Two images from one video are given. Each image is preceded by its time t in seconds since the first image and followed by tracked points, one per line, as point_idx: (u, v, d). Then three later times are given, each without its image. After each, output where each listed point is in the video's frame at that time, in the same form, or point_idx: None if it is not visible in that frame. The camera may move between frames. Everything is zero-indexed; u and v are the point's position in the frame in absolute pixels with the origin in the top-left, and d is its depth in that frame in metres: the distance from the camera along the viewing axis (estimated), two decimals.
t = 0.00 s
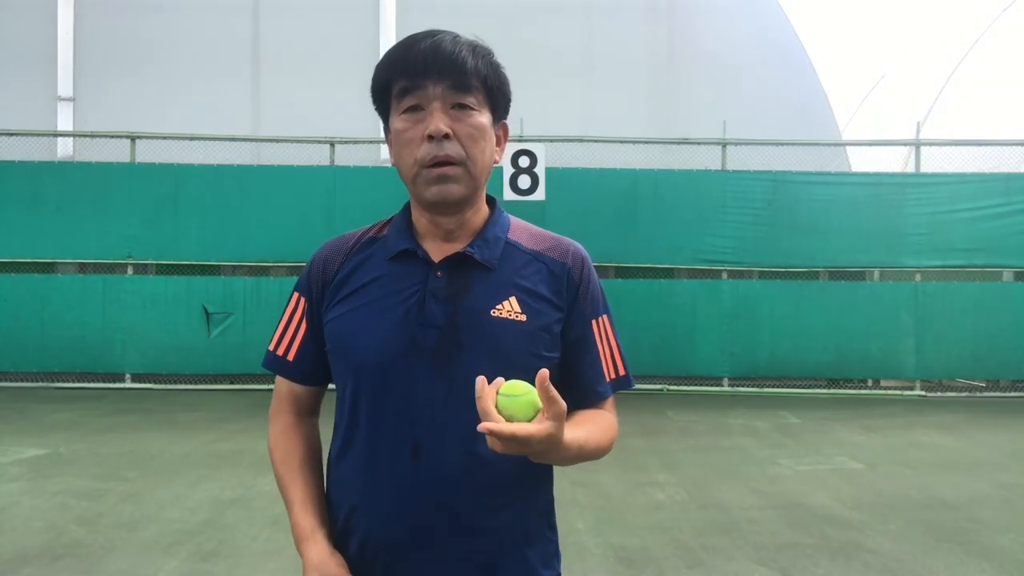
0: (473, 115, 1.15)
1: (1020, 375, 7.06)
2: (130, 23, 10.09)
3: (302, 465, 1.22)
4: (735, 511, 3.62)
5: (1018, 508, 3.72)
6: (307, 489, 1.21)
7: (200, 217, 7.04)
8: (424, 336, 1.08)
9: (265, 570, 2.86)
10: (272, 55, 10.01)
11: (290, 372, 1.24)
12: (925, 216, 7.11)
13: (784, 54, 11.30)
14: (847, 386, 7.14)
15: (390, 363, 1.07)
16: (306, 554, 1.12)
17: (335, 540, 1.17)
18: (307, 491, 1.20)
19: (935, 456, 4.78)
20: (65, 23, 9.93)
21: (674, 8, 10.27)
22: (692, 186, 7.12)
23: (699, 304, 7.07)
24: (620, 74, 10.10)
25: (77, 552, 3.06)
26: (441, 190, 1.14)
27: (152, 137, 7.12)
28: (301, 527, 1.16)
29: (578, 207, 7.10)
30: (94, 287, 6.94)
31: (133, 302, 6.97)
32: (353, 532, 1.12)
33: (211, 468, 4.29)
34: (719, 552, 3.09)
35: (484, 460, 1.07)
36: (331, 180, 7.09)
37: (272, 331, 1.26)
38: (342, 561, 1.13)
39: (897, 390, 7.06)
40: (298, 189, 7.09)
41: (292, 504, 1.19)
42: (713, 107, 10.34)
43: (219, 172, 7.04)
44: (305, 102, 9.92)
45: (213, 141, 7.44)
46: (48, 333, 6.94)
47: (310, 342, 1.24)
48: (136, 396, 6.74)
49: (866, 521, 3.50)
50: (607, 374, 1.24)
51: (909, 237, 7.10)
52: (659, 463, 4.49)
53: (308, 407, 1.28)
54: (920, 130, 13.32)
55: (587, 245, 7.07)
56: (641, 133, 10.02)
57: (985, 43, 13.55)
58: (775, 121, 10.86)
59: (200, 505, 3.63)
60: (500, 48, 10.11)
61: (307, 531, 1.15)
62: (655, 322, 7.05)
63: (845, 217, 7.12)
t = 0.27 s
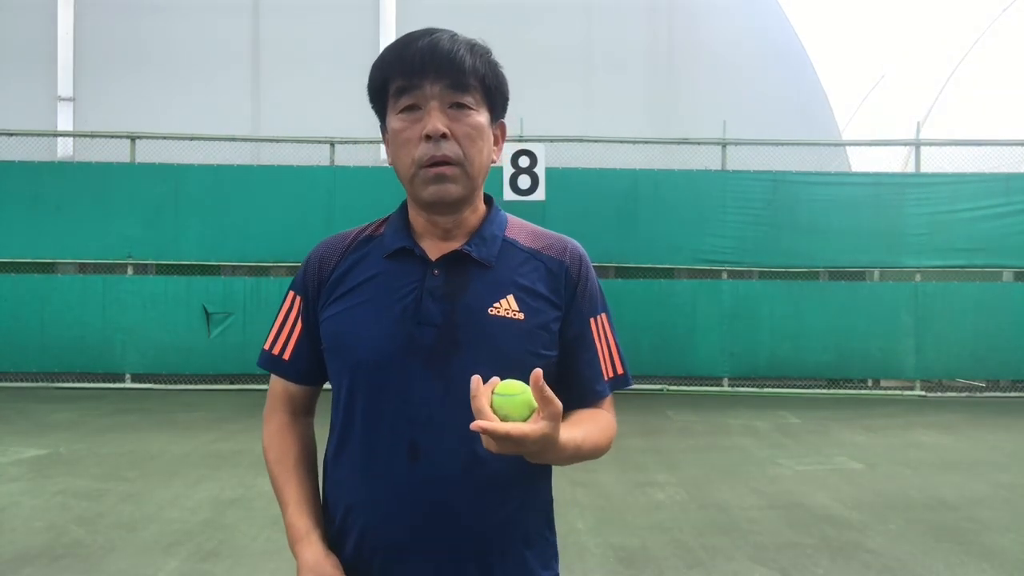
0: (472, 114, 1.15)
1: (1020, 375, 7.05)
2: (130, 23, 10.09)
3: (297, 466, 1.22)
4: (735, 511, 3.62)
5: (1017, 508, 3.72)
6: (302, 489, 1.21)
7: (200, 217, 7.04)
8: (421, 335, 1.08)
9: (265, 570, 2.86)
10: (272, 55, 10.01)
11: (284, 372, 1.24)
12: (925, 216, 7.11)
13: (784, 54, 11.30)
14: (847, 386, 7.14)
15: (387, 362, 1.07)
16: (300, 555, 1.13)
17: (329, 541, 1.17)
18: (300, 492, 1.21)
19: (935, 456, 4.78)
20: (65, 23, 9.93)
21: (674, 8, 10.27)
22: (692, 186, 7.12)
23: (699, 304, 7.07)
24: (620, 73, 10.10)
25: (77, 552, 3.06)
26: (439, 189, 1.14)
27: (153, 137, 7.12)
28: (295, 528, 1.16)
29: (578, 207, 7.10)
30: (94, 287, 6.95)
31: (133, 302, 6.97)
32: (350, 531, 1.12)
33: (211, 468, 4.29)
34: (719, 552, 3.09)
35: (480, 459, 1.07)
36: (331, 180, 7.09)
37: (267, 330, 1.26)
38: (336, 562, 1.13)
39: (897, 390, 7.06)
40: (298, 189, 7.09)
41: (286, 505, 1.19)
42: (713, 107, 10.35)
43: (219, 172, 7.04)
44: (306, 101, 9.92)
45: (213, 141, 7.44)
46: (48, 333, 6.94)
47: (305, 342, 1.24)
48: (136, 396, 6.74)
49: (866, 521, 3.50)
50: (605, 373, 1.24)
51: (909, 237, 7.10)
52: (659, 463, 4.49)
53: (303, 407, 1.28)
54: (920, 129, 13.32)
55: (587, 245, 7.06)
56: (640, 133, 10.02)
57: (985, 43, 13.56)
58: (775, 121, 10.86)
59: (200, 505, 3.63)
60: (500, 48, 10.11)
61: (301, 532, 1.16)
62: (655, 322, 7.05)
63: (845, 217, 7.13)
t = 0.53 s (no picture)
0: (474, 115, 1.15)
1: (1020, 375, 7.05)
2: (129, 23, 10.09)
3: (295, 471, 1.22)
4: (735, 511, 3.63)
5: (1017, 508, 3.72)
6: (299, 494, 1.21)
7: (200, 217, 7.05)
8: (416, 336, 1.08)
9: (265, 570, 2.86)
10: (272, 54, 10.01)
11: (282, 375, 1.24)
12: (925, 216, 7.11)
13: (785, 54, 11.30)
14: (848, 386, 7.14)
15: (383, 363, 1.07)
16: (296, 561, 1.13)
17: (326, 546, 1.17)
18: (298, 497, 1.21)
19: (935, 456, 4.78)
20: (65, 23, 9.93)
21: (674, 7, 10.27)
22: (692, 186, 7.13)
23: (699, 304, 7.07)
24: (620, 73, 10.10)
25: (77, 551, 3.06)
26: (437, 190, 1.14)
27: (153, 137, 7.12)
28: (292, 533, 1.17)
29: (578, 207, 7.10)
30: (94, 287, 6.94)
31: (133, 302, 6.97)
32: (347, 532, 1.13)
33: (211, 468, 4.29)
34: (720, 551, 3.09)
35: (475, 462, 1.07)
36: (331, 180, 7.09)
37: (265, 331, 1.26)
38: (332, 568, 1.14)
39: (897, 390, 7.06)
40: (298, 189, 7.09)
41: (284, 510, 1.20)
42: (713, 107, 10.34)
43: (219, 172, 7.05)
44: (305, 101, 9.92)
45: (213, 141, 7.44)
46: (48, 333, 6.94)
47: (303, 343, 1.24)
48: (135, 396, 6.74)
49: (866, 521, 3.50)
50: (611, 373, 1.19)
51: (909, 237, 7.10)
52: (659, 463, 4.49)
53: (302, 411, 1.28)
54: (920, 129, 13.32)
55: (587, 245, 7.07)
56: (640, 133, 10.02)
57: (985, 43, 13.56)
58: (774, 121, 10.86)
59: (200, 505, 3.64)
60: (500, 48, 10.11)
61: (298, 538, 1.16)
62: (655, 322, 7.05)
63: (845, 217, 7.13)
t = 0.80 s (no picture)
0: (466, 114, 1.15)
1: (1020, 375, 7.06)
2: (129, 23, 10.09)
3: (293, 470, 1.23)
4: (735, 511, 3.63)
5: (1017, 508, 3.73)
6: (299, 492, 1.22)
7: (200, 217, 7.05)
8: (404, 345, 1.07)
9: (265, 570, 2.87)
10: (272, 54, 10.00)
11: (278, 375, 1.24)
12: (925, 216, 7.11)
13: (785, 54, 11.30)
14: (847, 386, 7.14)
15: (371, 369, 1.07)
16: (297, 560, 1.13)
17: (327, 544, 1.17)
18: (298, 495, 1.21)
19: (935, 456, 4.78)
20: (65, 23, 9.92)
21: (674, 7, 10.27)
22: (692, 186, 7.13)
23: (699, 304, 7.07)
24: (620, 73, 10.10)
25: (77, 551, 3.07)
26: (428, 191, 1.14)
27: (153, 137, 7.12)
28: (291, 532, 1.17)
29: (578, 207, 7.10)
30: (94, 287, 6.94)
31: (133, 302, 6.97)
32: (339, 535, 1.14)
33: (211, 468, 4.29)
34: (719, 551, 3.09)
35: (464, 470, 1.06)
36: (331, 180, 7.09)
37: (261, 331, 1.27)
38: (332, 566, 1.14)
39: (897, 390, 7.06)
40: (298, 189, 7.09)
41: (284, 508, 1.20)
42: (713, 107, 10.34)
43: (219, 172, 7.05)
44: (305, 101, 9.92)
45: (213, 141, 7.43)
46: (48, 333, 6.94)
47: (298, 343, 1.24)
48: (135, 396, 6.74)
49: (866, 521, 3.50)
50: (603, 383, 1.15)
51: (909, 237, 7.10)
52: (659, 463, 4.49)
53: (300, 409, 1.28)
54: (920, 129, 13.32)
55: (587, 245, 7.07)
56: (640, 133, 10.03)
57: (985, 43, 13.56)
58: (774, 121, 10.87)
59: (200, 505, 3.64)
60: (500, 48, 10.10)
61: (298, 537, 1.16)
62: (655, 322, 7.05)
63: (845, 217, 7.13)
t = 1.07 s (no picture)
0: (458, 114, 1.14)
1: (1020, 375, 7.06)
2: (130, 23, 10.09)
3: (287, 469, 1.22)
4: (735, 511, 3.62)
5: (1017, 508, 3.73)
6: (293, 490, 1.21)
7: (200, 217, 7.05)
8: (400, 352, 1.07)
9: (265, 570, 2.86)
10: (272, 54, 10.00)
11: (271, 376, 1.24)
12: (925, 216, 7.11)
13: (784, 54, 11.30)
14: (847, 386, 7.14)
15: (367, 378, 1.07)
16: (292, 552, 1.11)
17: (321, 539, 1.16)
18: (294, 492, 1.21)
19: (935, 456, 4.78)
20: (65, 23, 9.92)
21: (674, 7, 10.28)
22: (692, 186, 7.12)
23: (699, 304, 7.07)
24: (620, 73, 10.10)
25: (77, 551, 3.06)
26: (421, 194, 1.14)
27: (153, 137, 7.12)
28: (285, 526, 1.16)
29: (578, 208, 7.10)
30: (94, 287, 6.94)
31: (133, 302, 6.97)
32: (335, 537, 1.15)
33: (211, 468, 4.29)
34: (719, 551, 3.09)
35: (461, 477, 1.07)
36: (331, 180, 7.09)
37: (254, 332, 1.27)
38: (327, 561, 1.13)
39: (897, 390, 7.06)
40: (298, 188, 7.09)
41: (278, 505, 1.19)
42: (713, 107, 10.35)
43: (219, 172, 7.05)
44: (305, 101, 9.92)
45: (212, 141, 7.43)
46: (48, 333, 6.94)
47: (291, 344, 1.24)
48: (135, 396, 6.74)
49: (866, 521, 3.50)
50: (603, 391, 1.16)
51: (909, 237, 7.10)
52: (659, 463, 4.49)
53: (294, 408, 1.28)
54: (919, 129, 13.32)
55: (587, 245, 7.06)
56: (640, 133, 10.02)
57: (984, 43, 13.57)
58: (774, 121, 10.87)
59: (200, 505, 3.63)
60: (501, 48, 10.10)
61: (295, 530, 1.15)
62: (654, 321, 7.05)
63: (845, 217, 7.13)
